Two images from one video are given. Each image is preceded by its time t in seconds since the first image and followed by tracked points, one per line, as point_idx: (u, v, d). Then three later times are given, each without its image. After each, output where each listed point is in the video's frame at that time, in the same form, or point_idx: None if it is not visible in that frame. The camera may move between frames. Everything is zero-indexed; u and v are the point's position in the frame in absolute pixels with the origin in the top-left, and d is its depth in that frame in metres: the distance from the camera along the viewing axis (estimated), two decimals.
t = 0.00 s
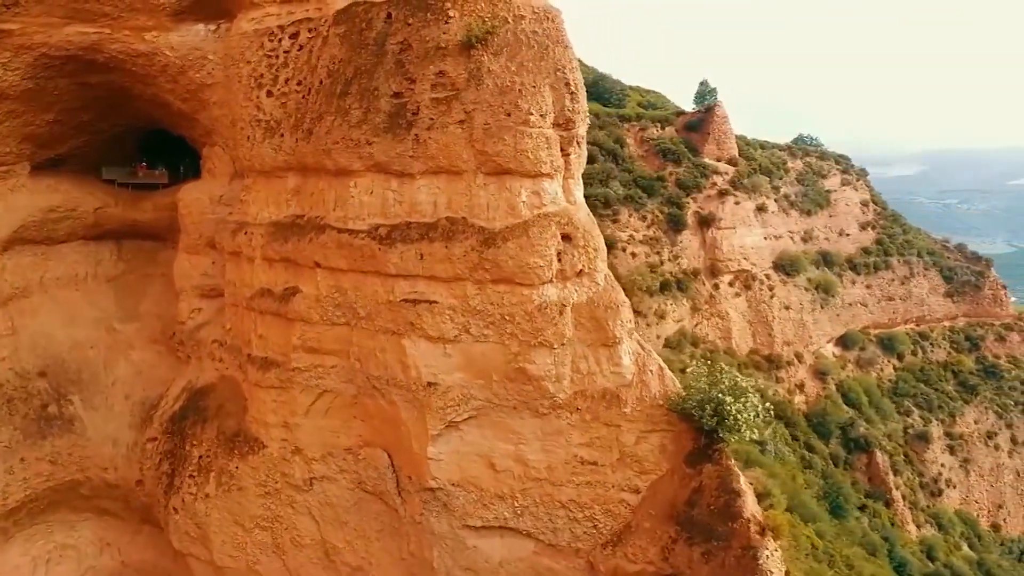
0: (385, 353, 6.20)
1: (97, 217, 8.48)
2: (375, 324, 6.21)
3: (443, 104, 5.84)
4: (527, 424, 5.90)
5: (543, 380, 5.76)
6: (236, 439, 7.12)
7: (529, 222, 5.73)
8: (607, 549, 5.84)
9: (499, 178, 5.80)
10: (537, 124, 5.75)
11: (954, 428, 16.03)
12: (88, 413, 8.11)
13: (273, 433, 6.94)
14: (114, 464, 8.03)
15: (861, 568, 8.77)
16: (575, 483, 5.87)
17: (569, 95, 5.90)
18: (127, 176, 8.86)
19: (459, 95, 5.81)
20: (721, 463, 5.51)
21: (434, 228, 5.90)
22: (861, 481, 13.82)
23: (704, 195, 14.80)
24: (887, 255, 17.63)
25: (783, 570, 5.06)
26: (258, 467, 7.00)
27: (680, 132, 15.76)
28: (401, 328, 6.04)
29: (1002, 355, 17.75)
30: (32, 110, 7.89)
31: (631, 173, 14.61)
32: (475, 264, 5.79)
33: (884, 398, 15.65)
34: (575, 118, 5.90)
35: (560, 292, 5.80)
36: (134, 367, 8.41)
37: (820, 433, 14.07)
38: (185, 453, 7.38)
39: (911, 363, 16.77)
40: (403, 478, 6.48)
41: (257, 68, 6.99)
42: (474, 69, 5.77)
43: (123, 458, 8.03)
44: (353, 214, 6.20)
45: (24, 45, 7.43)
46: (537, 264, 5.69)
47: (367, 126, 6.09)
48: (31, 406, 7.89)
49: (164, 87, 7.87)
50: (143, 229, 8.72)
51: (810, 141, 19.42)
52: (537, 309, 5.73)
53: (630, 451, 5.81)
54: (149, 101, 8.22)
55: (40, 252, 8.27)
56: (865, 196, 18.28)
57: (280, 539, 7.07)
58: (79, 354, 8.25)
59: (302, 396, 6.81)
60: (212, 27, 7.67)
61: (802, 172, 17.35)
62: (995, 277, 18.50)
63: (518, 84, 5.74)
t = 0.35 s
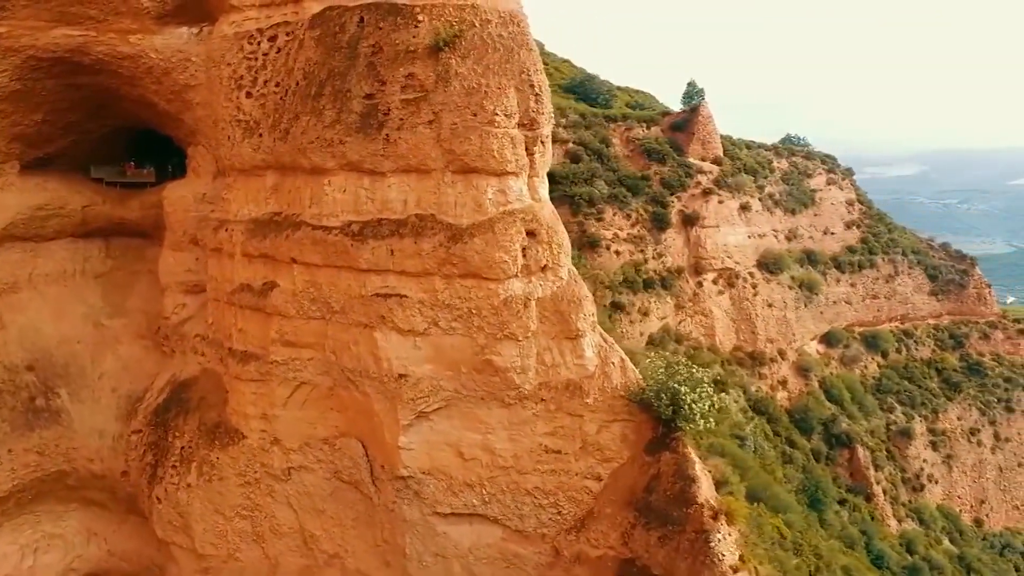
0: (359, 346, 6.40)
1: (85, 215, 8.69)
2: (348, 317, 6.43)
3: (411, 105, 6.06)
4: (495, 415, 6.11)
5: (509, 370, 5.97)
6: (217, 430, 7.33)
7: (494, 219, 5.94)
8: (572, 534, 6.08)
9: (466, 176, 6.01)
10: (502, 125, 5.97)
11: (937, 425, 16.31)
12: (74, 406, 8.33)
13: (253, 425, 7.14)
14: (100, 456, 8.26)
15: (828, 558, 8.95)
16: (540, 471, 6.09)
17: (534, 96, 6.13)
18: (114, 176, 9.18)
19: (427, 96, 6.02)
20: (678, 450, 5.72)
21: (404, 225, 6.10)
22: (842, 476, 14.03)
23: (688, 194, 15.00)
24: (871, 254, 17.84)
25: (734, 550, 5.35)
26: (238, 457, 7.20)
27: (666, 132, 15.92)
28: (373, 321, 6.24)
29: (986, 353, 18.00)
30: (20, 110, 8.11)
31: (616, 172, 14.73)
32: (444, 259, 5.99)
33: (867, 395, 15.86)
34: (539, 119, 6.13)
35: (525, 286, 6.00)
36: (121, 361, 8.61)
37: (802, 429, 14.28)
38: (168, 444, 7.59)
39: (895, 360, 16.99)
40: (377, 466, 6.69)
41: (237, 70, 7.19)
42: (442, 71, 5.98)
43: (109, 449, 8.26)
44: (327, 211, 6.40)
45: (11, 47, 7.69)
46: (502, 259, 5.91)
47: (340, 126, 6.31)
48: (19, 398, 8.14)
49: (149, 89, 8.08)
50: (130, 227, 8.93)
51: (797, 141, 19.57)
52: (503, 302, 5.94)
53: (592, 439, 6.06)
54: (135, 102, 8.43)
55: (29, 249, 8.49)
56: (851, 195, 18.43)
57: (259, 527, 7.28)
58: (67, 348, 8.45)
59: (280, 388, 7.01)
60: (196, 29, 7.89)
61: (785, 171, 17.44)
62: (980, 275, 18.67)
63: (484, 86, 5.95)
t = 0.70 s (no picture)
0: (337, 339, 6.64)
1: (80, 213, 8.94)
2: (327, 311, 6.66)
3: (386, 106, 6.28)
4: (466, 405, 6.34)
5: (479, 362, 6.21)
6: (203, 420, 7.58)
7: (465, 217, 6.16)
8: (539, 519, 6.34)
9: (438, 175, 6.24)
10: (472, 125, 6.21)
11: (926, 422, 16.52)
12: (67, 398, 8.59)
13: (237, 415, 7.38)
14: (92, 446, 8.53)
15: (802, 548, 9.17)
16: (509, 459, 6.33)
17: (503, 98, 6.41)
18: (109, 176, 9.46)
19: (401, 98, 6.25)
20: (639, 439, 5.96)
21: (379, 222, 6.33)
22: (829, 471, 14.26)
23: (677, 194, 15.11)
24: (864, 253, 17.89)
25: (691, 535, 5.58)
26: (222, 447, 7.45)
27: (657, 132, 16.08)
28: (350, 315, 6.46)
29: (977, 351, 18.19)
30: (17, 111, 8.37)
31: (607, 172, 14.93)
32: (416, 255, 6.22)
33: (856, 392, 16.04)
34: (509, 120, 6.41)
35: (494, 281, 6.23)
36: (113, 355, 8.87)
37: (790, 424, 14.55)
38: (156, 434, 7.85)
39: (885, 358, 17.15)
40: (354, 455, 6.94)
41: (223, 72, 7.44)
42: (415, 74, 6.21)
43: (101, 440, 8.53)
44: (307, 209, 6.64)
45: (7, 50, 7.93)
46: (472, 255, 6.15)
47: (319, 126, 6.55)
48: (13, 390, 8.40)
49: (140, 90, 8.33)
50: (124, 225, 9.20)
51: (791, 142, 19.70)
52: (472, 297, 6.17)
53: (558, 428, 6.29)
54: (127, 103, 8.68)
55: (25, 246, 8.75)
56: (845, 194, 18.53)
57: (244, 515, 7.53)
58: (60, 342, 8.71)
59: (263, 380, 7.24)
60: (185, 32, 8.11)
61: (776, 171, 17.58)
62: (972, 274, 18.78)
63: (456, 88, 6.19)
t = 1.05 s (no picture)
0: (311, 333, 6.85)
1: (68, 211, 9.16)
2: (301, 306, 6.87)
3: (356, 107, 6.49)
4: (435, 397, 6.54)
5: (447, 355, 6.42)
6: (184, 413, 7.79)
7: (432, 215, 6.38)
8: (505, 507, 6.54)
9: (407, 174, 6.45)
10: (439, 126, 6.41)
11: (909, 419, 16.67)
12: (54, 392, 8.80)
13: (216, 408, 7.58)
14: (78, 439, 8.73)
15: (773, 539, 9.38)
16: (476, 449, 6.54)
17: (469, 100, 6.60)
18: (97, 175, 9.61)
19: (371, 99, 6.46)
20: (599, 429, 6.16)
21: (351, 220, 6.54)
22: (811, 467, 14.48)
23: (662, 193, 15.28)
24: (849, 252, 18.06)
25: (647, 521, 5.82)
26: (203, 439, 7.66)
27: (643, 132, 16.30)
28: (323, 309, 6.67)
29: (962, 349, 18.39)
30: (5, 111, 8.61)
31: (592, 172, 15.14)
32: (386, 252, 6.42)
33: (840, 389, 16.22)
34: (475, 121, 6.61)
35: (461, 277, 6.43)
36: (99, 350, 9.06)
37: (773, 421, 14.73)
38: (139, 427, 8.07)
39: (870, 356, 17.32)
40: (329, 446, 7.14)
41: (204, 74, 7.65)
42: (385, 76, 6.41)
43: (86, 433, 8.73)
44: (281, 206, 6.84)
45: None
46: (440, 251, 6.35)
47: (293, 127, 6.75)
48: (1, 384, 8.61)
49: (125, 91, 8.53)
50: (112, 223, 9.41)
51: (779, 142, 19.88)
52: (440, 292, 6.38)
53: (523, 419, 6.49)
54: (113, 104, 8.89)
55: (13, 244, 9.00)
56: (831, 194, 18.69)
57: (223, 505, 7.73)
58: (47, 337, 8.93)
59: (242, 373, 7.45)
60: (168, 35, 8.30)
61: (762, 171, 17.72)
62: (957, 272, 18.95)
63: (424, 90, 6.39)
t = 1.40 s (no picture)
0: (284, 326, 7.08)
1: (56, 210, 9.41)
2: (275, 301, 7.10)
3: (327, 108, 6.71)
4: (403, 388, 6.77)
5: (414, 347, 6.65)
6: (165, 405, 8.02)
7: (399, 212, 6.60)
8: (470, 495, 6.76)
9: (375, 172, 6.67)
10: (406, 126, 6.63)
11: (892, 416, 16.87)
12: (41, 385, 9.04)
13: (195, 400, 7.81)
14: (63, 431, 8.97)
15: (743, 529, 9.59)
16: (442, 439, 6.76)
17: (435, 101, 6.84)
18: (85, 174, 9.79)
19: (341, 100, 6.68)
20: (559, 419, 6.37)
21: (321, 217, 6.76)
22: (792, 463, 14.71)
23: (647, 193, 15.47)
24: (834, 250, 18.24)
25: (602, 506, 6.09)
26: (182, 430, 7.89)
27: (629, 132, 16.52)
28: (296, 304, 6.91)
29: (946, 347, 18.59)
30: None
31: (577, 172, 15.36)
32: (355, 248, 6.65)
33: (823, 386, 16.41)
34: (440, 121, 6.85)
35: (427, 272, 6.66)
36: (85, 345, 9.27)
37: (754, 417, 14.93)
38: (122, 419, 8.30)
39: (854, 354, 17.51)
40: (303, 437, 7.37)
41: (184, 76, 7.87)
42: (354, 78, 6.64)
43: (72, 425, 8.96)
44: (256, 204, 7.08)
45: None
46: (406, 247, 6.58)
47: (266, 127, 6.98)
48: None
49: (110, 93, 8.75)
50: (99, 221, 9.63)
51: (766, 142, 20.06)
52: (407, 286, 6.61)
53: (487, 410, 6.71)
54: (99, 105, 9.12)
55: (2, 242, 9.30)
56: (817, 193, 18.87)
57: (202, 494, 7.96)
58: (34, 332, 9.18)
59: (219, 366, 7.67)
60: (151, 38, 8.47)
61: (748, 170, 17.89)
62: (942, 271, 19.14)
63: (391, 91, 6.61)
